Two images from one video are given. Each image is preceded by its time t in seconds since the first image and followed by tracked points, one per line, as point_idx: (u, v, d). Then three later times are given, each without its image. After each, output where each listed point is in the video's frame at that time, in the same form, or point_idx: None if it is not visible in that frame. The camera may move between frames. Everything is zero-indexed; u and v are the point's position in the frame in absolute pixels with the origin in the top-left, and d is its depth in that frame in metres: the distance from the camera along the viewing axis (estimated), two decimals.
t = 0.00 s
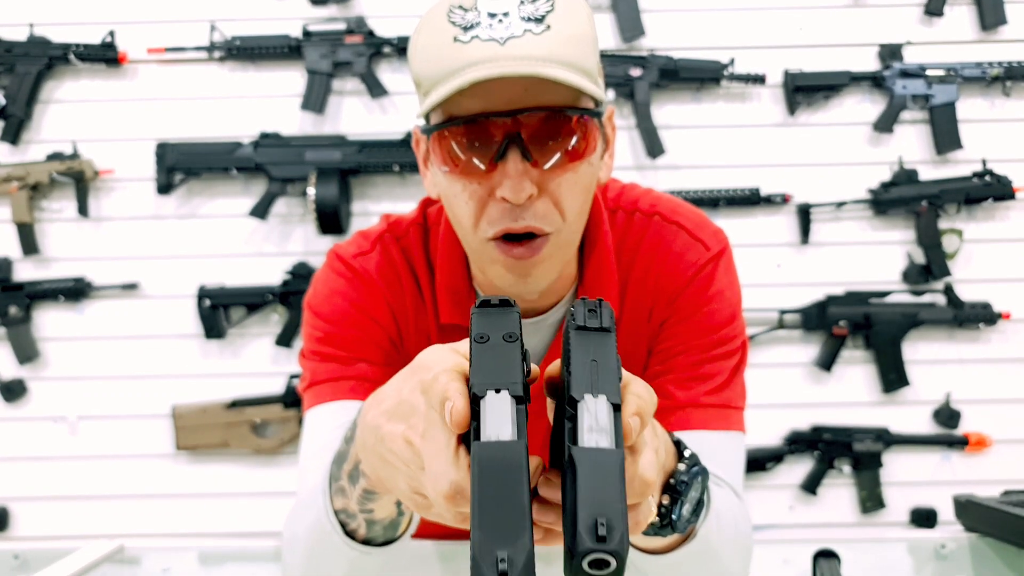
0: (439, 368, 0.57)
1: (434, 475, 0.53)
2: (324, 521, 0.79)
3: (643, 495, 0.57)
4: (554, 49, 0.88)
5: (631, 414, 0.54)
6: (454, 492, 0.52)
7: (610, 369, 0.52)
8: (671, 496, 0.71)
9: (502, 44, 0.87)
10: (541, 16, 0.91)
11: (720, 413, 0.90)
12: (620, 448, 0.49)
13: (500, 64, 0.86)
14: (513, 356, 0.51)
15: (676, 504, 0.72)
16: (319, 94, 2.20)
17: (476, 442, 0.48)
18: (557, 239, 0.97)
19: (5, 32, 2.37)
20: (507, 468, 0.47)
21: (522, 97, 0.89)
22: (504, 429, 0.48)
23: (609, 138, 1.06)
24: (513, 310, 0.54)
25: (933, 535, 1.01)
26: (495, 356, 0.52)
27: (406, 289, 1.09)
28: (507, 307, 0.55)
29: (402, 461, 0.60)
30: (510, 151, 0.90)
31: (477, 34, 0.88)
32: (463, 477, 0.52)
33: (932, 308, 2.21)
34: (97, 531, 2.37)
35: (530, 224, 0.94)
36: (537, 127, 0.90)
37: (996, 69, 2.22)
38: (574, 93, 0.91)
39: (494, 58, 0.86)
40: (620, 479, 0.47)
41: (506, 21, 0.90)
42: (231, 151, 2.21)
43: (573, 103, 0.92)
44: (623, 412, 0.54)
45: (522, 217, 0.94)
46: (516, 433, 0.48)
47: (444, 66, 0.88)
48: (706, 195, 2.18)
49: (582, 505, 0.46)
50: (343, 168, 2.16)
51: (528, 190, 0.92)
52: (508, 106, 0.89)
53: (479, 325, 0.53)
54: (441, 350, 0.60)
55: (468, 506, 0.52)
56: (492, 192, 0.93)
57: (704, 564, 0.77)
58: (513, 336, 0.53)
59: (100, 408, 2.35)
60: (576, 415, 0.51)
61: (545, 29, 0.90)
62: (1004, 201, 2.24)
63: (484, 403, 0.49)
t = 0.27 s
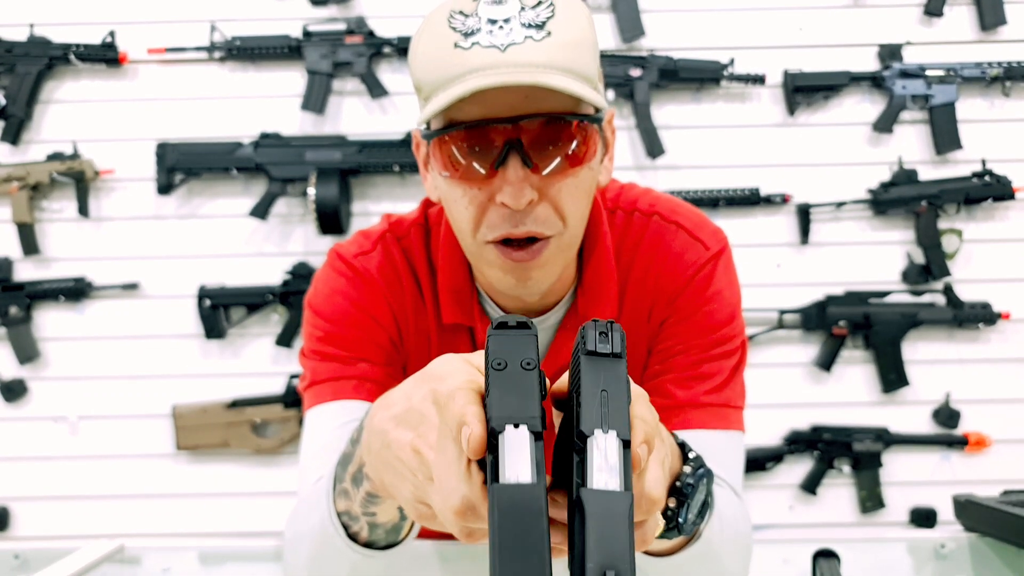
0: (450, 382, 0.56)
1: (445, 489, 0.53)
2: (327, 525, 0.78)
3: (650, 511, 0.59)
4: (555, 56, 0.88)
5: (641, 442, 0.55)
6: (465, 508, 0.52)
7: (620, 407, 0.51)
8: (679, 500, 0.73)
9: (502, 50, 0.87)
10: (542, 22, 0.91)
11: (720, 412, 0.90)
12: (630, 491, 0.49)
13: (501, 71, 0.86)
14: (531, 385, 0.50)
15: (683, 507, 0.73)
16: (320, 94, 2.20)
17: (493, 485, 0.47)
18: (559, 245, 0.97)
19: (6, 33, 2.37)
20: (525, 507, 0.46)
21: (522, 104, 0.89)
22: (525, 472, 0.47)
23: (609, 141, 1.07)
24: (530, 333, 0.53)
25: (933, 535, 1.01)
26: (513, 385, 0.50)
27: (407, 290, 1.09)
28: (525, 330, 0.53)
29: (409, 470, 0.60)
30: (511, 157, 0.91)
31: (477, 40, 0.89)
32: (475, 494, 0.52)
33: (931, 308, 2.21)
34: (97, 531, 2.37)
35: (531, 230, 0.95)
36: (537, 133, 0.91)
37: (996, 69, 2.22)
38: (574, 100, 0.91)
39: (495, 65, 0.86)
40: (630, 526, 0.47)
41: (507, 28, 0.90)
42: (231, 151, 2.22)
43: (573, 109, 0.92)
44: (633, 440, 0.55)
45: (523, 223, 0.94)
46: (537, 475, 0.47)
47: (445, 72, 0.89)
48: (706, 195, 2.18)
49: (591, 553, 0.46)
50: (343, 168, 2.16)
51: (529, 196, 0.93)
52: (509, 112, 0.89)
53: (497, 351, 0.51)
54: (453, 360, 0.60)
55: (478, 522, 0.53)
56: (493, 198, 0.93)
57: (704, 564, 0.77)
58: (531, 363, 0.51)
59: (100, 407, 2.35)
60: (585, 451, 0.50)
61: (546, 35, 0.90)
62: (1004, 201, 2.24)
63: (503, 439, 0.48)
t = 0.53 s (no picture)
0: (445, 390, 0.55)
1: (436, 496, 0.52)
2: (325, 526, 0.78)
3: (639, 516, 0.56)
4: (550, 57, 0.88)
5: (623, 449, 0.51)
6: (457, 517, 0.51)
7: (598, 416, 0.49)
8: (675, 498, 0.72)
9: (498, 52, 0.87)
10: (537, 23, 0.91)
11: (720, 412, 0.90)
12: (615, 502, 0.46)
13: (496, 73, 0.86)
14: (529, 405, 0.48)
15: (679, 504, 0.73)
16: (319, 94, 2.20)
17: (493, 514, 0.44)
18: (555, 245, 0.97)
19: (5, 33, 2.37)
20: (526, 535, 0.43)
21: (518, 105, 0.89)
22: (523, 500, 0.45)
23: (606, 142, 1.07)
24: (526, 350, 0.51)
25: (932, 535, 1.01)
26: (510, 405, 0.48)
27: (406, 291, 1.09)
28: (523, 346, 0.51)
29: (402, 476, 0.59)
30: (507, 159, 0.90)
31: (473, 42, 0.89)
32: (467, 503, 0.51)
33: (931, 308, 2.21)
34: (97, 531, 2.37)
35: (528, 233, 0.95)
36: (534, 135, 0.90)
37: (996, 69, 2.22)
38: (569, 101, 0.91)
39: (490, 67, 0.86)
40: (618, 536, 0.44)
41: (502, 29, 0.90)
42: (231, 151, 2.22)
43: (569, 111, 0.92)
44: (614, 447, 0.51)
45: (520, 225, 0.94)
46: (536, 504, 0.45)
47: (441, 74, 0.89)
48: (706, 195, 2.18)
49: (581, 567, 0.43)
50: (343, 168, 2.16)
51: (526, 197, 0.93)
52: (504, 114, 0.89)
53: (495, 368, 0.50)
54: (450, 365, 0.60)
55: (471, 531, 0.52)
56: (490, 199, 0.93)
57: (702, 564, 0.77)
58: (530, 382, 0.49)
59: (100, 407, 2.35)
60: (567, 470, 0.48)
61: (541, 36, 0.90)
62: (1004, 201, 2.24)
63: (500, 466, 0.46)
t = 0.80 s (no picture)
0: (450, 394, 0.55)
1: (441, 501, 0.52)
2: (328, 528, 0.78)
3: (643, 525, 0.56)
4: (548, 49, 0.88)
5: (631, 465, 0.52)
6: (461, 522, 0.52)
7: (603, 431, 0.49)
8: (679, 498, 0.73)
9: (496, 44, 0.87)
10: (535, 16, 0.91)
11: (720, 412, 0.90)
12: (622, 527, 0.46)
13: (495, 64, 0.85)
14: (537, 414, 0.48)
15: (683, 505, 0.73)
16: (319, 94, 2.20)
17: (499, 524, 0.44)
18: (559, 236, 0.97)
19: (6, 33, 2.37)
20: (535, 550, 0.43)
21: (516, 97, 0.89)
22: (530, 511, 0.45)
23: (605, 139, 1.07)
24: (534, 357, 0.51)
25: (933, 535, 1.01)
26: (515, 413, 0.48)
27: (406, 293, 1.09)
28: (528, 353, 0.51)
29: (405, 479, 0.59)
30: (507, 150, 0.90)
31: (471, 35, 0.88)
32: (471, 508, 0.51)
33: (931, 308, 2.21)
34: (96, 531, 2.37)
35: (530, 229, 0.94)
36: (533, 127, 0.90)
37: (996, 69, 2.22)
38: (568, 92, 0.90)
39: (489, 59, 0.86)
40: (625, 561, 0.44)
41: (500, 22, 0.90)
42: (231, 151, 2.22)
43: (568, 103, 0.92)
44: (621, 463, 0.51)
45: (520, 221, 0.94)
46: (542, 515, 0.45)
47: (439, 67, 0.89)
48: (706, 195, 2.18)
49: None
50: (343, 168, 2.16)
51: (525, 189, 0.92)
52: (503, 105, 0.89)
53: (500, 374, 0.49)
54: (455, 369, 0.60)
55: (474, 534, 0.53)
56: (488, 193, 0.93)
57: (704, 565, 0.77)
58: (538, 391, 0.49)
59: (100, 407, 2.35)
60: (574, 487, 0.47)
61: (539, 29, 0.90)
62: (1004, 201, 2.24)
63: (506, 475, 0.46)
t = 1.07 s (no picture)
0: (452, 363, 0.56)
1: (443, 470, 0.52)
2: (337, 517, 0.77)
3: (642, 492, 0.57)
4: (549, 47, 0.88)
5: (626, 423, 0.53)
6: (463, 488, 0.52)
7: (598, 392, 0.49)
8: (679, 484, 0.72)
9: (497, 42, 0.87)
10: (535, 15, 0.92)
11: (721, 412, 0.90)
12: (616, 476, 0.46)
13: (495, 62, 0.85)
14: (535, 375, 0.48)
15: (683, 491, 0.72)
16: (319, 94, 2.20)
17: (495, 474, 0.44)
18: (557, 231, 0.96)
19: (6, 33, 2.37)
20: (530, 500, 0.43)
21: (518, 95, 0.88)
22: (526, 462, 0.44)
23: (605, 138, 1.07)
24: (532, 321, 0.51)
25: (933, 535, 1.00)
26: (516, 372, 0.48)
27: (406, 288, 1.09)
28: (526, 318, 0.52)
29: (411, 452, 0.60)
30: (507, 149, 0.90)
31: (472, 33, 0.88)
32: (474, 475, 0.51)
33: (931, 308, 2.21)
34: (97, 531, 2.37)
35: (528, 221, 0.94)
36: (534, 126, 0.90)
37: (996, 69, 2.22)
38: (569, 89, 0.90)
39: (490, 56, 0.86)
40: (619, 510, 0.44)
41: (501, 20, 0.90)
42: (230, 151, 2.22)
43: (569, 101, 0.92)
44: (616, 421, 0.52)
45: (518, 215, 0.93)
46: (537, 465, 0.44)
47: (440, 65, 0.88)
48: (706, 195, 2.18)
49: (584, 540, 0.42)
50: (343, 168, 2.16)
51: (525, 187, 0.92)
52: (504, 103, 0.89)
53: (498, 338, 0.49)
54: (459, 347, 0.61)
55: (476, 502, 0.52)
56: (487, 190, 0.93)
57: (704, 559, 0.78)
58: (534, 353, 0.49)
59: (100, 407, 2.35)
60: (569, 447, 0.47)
61: (540, 27, 0.90)
62: (1004, 201, 2.24)
63: (504, 429, 0.46)
